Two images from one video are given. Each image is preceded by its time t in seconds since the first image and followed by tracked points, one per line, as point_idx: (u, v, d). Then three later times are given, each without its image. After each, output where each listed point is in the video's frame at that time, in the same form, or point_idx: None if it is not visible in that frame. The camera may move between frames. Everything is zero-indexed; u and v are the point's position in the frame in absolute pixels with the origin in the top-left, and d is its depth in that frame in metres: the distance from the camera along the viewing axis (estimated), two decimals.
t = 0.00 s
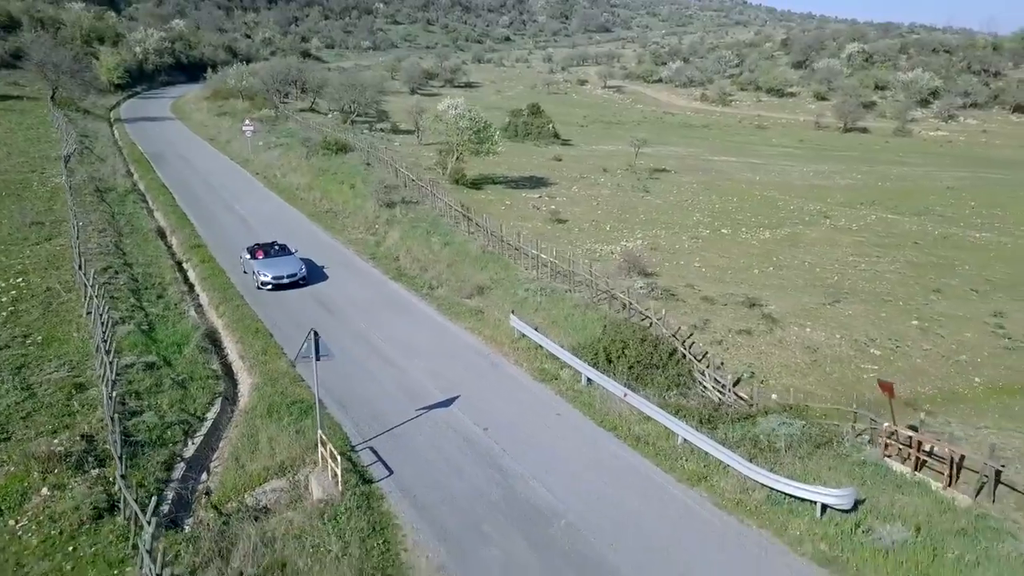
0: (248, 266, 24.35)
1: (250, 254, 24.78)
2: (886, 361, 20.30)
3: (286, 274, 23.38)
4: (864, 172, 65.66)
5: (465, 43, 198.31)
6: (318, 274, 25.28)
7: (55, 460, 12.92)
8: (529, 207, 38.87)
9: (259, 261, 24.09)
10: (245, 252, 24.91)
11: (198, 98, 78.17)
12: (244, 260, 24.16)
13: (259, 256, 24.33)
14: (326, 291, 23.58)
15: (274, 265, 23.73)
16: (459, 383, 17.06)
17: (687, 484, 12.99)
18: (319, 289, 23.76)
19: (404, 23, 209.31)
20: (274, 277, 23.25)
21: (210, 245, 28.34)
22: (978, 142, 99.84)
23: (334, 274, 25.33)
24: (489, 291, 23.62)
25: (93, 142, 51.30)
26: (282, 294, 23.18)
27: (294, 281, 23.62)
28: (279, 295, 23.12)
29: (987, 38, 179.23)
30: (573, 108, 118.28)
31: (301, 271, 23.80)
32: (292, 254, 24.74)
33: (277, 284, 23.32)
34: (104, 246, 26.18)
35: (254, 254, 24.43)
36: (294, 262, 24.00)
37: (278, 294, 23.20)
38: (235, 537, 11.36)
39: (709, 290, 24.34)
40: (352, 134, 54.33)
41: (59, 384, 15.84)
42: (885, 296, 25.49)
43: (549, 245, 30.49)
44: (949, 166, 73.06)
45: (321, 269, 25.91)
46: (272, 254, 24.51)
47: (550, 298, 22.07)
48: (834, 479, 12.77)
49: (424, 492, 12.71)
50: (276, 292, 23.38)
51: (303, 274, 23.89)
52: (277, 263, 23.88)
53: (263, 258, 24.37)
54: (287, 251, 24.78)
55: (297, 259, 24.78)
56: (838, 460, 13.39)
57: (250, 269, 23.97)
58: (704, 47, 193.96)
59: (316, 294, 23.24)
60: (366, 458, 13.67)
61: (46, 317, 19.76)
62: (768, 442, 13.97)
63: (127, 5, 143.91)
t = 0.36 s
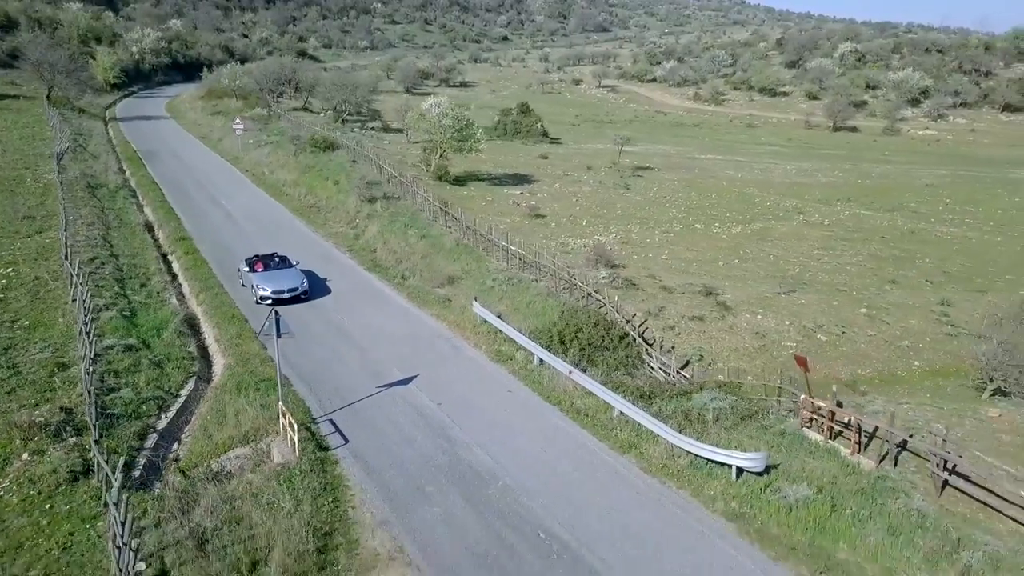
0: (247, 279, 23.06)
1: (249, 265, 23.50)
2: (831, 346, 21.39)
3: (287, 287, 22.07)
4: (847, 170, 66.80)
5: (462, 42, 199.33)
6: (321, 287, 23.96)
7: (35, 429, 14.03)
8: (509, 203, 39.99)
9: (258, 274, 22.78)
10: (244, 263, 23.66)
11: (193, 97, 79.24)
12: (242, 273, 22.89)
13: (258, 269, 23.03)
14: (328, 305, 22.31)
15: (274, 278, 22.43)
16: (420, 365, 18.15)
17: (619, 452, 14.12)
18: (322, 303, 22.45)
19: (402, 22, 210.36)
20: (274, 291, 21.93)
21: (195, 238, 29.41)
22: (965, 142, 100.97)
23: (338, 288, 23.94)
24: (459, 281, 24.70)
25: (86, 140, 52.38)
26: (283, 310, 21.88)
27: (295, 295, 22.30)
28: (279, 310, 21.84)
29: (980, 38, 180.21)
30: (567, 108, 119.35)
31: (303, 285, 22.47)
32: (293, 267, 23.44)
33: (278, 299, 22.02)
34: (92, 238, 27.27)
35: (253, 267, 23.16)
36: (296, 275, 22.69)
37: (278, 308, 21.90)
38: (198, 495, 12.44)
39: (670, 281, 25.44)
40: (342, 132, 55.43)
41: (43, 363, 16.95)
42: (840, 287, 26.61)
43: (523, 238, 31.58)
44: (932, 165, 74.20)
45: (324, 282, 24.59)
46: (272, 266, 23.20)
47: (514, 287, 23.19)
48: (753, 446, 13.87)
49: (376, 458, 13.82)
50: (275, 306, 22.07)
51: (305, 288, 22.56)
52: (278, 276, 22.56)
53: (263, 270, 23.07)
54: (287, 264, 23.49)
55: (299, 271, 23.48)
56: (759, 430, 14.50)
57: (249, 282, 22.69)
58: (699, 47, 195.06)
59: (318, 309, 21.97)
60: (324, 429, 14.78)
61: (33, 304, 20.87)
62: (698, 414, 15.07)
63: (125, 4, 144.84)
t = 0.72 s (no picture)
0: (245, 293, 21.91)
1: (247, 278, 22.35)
2: (780, 330, 22.53)
3: (287, 303, 20.91)
4: (830, 168, 67.92)
5: (458, 42, 200.29)
6: (322, 302, 22.78)
7: (18, 402, 15.19)
8: (489, 198, 41.11)
9: (257, 289, 21.62)
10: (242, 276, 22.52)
11: (187, 96, 80.35)
12: (240, 287, 21.78)
13: (257, 282, 21.88)
14: (330, 322, 21.18)
15: (273, 293, 21.26)
16: (385, 347, 19.32)
17: (559, 423, 15.31)
18: (324, 320, 21.30)
19: (400, 22, 211.45)
20: (274, 307, 20.76)
21: (181, 231, 30.52)
22: (951, 140, 102.09)
23: (340, 303, 22.74)
24: (431, 271, 25.80)
25: (80, 138, 53.47)
26: (283, 327, 20.72)
27: (295, 311, 21.11)
28: (278, 327, 20.68)
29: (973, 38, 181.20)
30: (560, 107, 120.46)
31: (304, 300, 21.33)
32: (294, 280, 22.28)
33: (277, 315, 20.87)
34: (80, 231, 28.39)
35: (252, 281, 22.00)
36: (296, 291, 21.54)
37: (277, 325, 20.76)
38: (166, 458, 13.56)
39: (633, 272, 26.60)
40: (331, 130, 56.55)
41: (28, 344, 18.10)
42: (797, 277, 27.75)
43: (499, 232, 32.71)
44: (915, 164, 75.35)
45: (326, 296, 23.40)
46: (271, 281, 22.05)
47: (482, 275, 24.34)
48: (680, 416, 15.02)
49: (335, 429, 14.94)
50: (274, 323, 20.94)
51: (306, 304, 21.42)
52: (278, 291, 21.41)
53: (262, 285, 21.91)
54: (287, 278, 22.33)
55: (299, 285, 22.30)
56: (690, 403, 15.65)
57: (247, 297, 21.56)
58: (694, 47, 196.12)
59: (320, 326, 20.83)
60: (288, 403, 15.95)
61: (22, 291, 22.01)
62: (636, 390, 16.21)
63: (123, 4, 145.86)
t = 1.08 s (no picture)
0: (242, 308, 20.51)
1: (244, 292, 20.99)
2: (734, 316, 23.65)
3: (288, 319, 19.49)
4: (813, 166, 69.00)
5: (455, 41, 201.19)
6: (324, 318, 21.36)
7: (4, 377, 16.37)
8: (470, 194, 42.24)
9: (255, 304, 20.23)
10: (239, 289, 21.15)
11: (182, 95, 81.50)
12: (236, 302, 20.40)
13: (254, 297, 20.50)
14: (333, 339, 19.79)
15: (272, 309, 19.84)
16: (353, 329, 20.48)
17: (507, 397, 16.46)
18: (326, 337, 19.92)
19: (398, 21, 212.33)
20: (274, 323, 19.34)
21: (168, 224, 31.70)
22: (939, 139, 103.12)
23: (343, 318, 21.29)
24: (404, 261, 26.94)
25: (75, 136, 54.62)
26: (283, 345, 19.32)
27: (295, 328, 19.70)
28: (277, 345, 19.27)
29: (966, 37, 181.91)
30: (553, 106, 121.52)
31: (305, 316, 19.92)
32: (294, 295, 20.91)
33: (276, 333, 19.47)
34: (70, 224, 29.55)
35: (249, 295, 20.62)
36: (296, 306, 20.12)
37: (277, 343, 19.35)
38: (139, 426, 14.73)
39: (599, 263, 27.75)
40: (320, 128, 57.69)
41: (15, 326, 19.27)
42: (758, 268, 28.90)
43: (475, 225, 33.83)
44: (899, 162, 76.36)
45: (329, 310, 21.98)
46: (270, 295, 20.67)
47: (452, 265, 25.48)
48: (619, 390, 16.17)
49: (298, 402, 16.07)
50: (273, 340, 19.53)
51: (306, 320, 19.97)
52: (277, 306, 20.01)
53: (260, 299, 20.51)
54: (287, 291, 20.96)
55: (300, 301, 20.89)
56: (630, 379, 16.81)
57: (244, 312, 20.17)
58: (689, 46, 197.00)
59: (323, 344, 19.46)
60: (257, 379, 17.13)
61: (11, 279, 23.19)
62: (581, 368, 17.39)
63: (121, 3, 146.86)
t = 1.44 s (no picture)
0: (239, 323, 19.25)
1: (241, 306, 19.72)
2: (691, 305, 24.78)
3: (288, 338, 18.29)
4: (796, 164, 70.09)
5: (452, 41, 202.24)
6: (325, 335, 20.13)
7: None
8: (453, 190, 43.39)
9: (253, 319, 18.96)
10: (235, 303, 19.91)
11: (178, 94, 82.65)
12: (233, 317, 19.18)
13: (252, 312, 19.20)
14: (334, 358, 18.60)
15: (271, 326, 18.62)
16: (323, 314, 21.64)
17: (463, 375, 17.63)
18: (327, 356, 18.75)
19: (396, 21, 213.39)
20: (273, 342, 18.12)
21: (155, 218, 32.88)
22: (927, 139, 104.16)
23: (345, 336, 20.03)
24: (381, 253, 28.10)
25: (70, 134, 55.77)
26: (282, 366, 18.08)
27: (295, 347, 18.47)
28: (275, 365, 18.07)
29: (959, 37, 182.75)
30: (546, 105, 122.62)
31: (305, 335, 18.73)
32: (293, 310, 19.65)
33: (275, 352, 18.24)
34: (61, 217, 30.72)
35: (247, 310, 19.35)
36: (296, 322, 18.91)
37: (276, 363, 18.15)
38: (117, 398, 15.93)
39: (568, 255, 28.91)
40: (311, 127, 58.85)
41: (5, 311, 20.46)
42: (722, 260, 30.06)
43: (454, 220, 34.99)
44: (882, 160, 77.48)
45: (330, 326, 20.75)
46: (269, 311, 19.39)
47: (425, 256, 26.62)
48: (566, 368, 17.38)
49: (267, 380, 17.25)
50: (271, 360, 18.32)
51: (307, 339, 18.74)
52: (277, 323, 18.78)
53: (258, 315, 19.25)
54: (286, 307, 19.68)
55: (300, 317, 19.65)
56: (579, 359, 17.93)
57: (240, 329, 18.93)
58: (685, 46, 198.03)
59: (324, 363, 18.30)
60: (230, 359, 18.30)
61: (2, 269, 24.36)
62: (534, 350, 18.59)
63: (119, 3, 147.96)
